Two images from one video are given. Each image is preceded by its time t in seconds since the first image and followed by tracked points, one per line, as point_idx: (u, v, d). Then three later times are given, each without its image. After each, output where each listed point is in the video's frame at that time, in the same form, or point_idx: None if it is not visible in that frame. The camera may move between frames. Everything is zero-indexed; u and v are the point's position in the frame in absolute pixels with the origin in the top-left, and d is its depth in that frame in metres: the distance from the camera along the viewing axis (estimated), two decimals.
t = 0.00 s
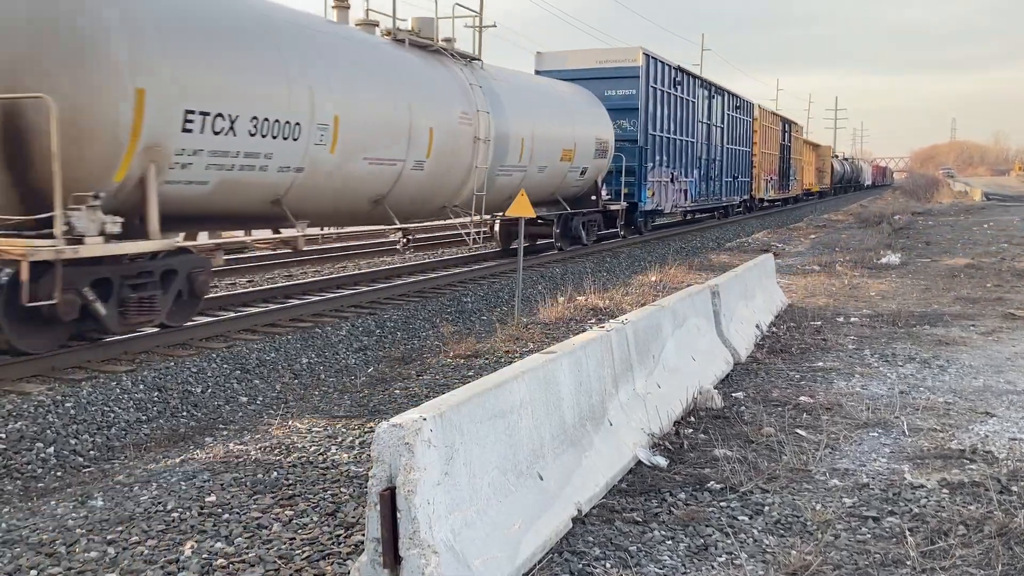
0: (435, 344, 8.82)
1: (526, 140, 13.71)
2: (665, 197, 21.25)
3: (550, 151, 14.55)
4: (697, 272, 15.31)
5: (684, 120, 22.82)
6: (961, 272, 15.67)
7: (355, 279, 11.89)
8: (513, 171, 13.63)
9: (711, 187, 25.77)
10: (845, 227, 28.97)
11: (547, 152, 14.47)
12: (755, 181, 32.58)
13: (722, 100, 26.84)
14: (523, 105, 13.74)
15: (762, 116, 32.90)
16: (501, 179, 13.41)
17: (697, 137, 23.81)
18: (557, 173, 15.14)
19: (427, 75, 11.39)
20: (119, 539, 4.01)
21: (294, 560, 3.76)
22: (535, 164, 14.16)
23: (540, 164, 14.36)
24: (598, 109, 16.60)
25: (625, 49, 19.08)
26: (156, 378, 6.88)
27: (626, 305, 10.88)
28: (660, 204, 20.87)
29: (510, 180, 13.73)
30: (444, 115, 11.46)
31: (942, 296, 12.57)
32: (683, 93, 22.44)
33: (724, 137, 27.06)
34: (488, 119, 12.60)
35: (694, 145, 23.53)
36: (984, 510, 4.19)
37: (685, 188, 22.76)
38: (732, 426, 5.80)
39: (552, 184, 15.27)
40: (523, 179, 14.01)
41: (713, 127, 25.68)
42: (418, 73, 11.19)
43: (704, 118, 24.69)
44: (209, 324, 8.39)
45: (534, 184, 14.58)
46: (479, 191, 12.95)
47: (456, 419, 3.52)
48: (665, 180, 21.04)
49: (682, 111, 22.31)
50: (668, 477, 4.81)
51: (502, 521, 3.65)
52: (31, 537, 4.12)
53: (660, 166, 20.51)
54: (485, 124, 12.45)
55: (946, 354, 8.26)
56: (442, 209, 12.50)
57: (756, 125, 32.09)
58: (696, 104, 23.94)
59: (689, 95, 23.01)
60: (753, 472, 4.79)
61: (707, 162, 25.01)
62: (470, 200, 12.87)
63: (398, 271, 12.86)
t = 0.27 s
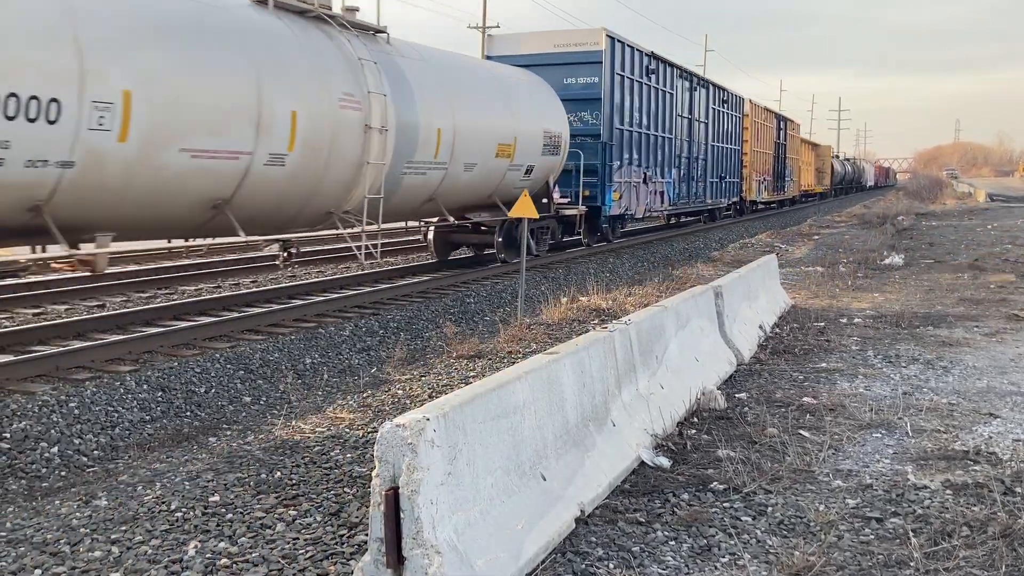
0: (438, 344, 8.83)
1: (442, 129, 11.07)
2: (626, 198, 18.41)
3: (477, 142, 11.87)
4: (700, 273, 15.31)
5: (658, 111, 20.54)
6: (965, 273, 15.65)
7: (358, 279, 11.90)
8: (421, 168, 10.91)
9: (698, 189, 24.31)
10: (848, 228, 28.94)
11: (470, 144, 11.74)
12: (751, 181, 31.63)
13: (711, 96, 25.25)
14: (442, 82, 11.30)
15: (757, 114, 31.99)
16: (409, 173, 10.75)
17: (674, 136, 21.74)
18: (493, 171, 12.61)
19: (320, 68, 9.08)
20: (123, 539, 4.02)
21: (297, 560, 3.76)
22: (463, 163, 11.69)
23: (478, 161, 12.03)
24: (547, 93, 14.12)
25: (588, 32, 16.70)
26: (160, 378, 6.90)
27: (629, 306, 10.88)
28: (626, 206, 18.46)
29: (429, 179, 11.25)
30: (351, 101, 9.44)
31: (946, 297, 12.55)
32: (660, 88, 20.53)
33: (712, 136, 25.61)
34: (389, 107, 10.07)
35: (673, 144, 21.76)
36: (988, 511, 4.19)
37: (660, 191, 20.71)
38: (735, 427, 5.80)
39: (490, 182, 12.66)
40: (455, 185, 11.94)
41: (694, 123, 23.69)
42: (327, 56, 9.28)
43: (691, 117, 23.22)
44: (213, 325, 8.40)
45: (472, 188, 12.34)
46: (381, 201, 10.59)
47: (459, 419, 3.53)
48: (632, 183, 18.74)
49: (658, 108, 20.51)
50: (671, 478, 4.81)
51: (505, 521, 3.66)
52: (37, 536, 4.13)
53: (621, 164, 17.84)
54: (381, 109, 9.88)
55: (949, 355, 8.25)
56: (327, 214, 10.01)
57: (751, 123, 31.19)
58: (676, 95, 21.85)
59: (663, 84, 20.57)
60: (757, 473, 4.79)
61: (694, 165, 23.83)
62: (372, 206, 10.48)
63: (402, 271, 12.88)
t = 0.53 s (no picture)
0: (442, 345, 8.83)
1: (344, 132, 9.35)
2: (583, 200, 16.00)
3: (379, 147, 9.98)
4: (704, 274, 15.29)
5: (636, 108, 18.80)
6: (970, 274, 15.63)
7: (362, 280, 11.92)
8: (279, 166, 8.69)
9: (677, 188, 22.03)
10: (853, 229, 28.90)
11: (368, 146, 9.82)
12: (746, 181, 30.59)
13: (692, 86, 22.94)
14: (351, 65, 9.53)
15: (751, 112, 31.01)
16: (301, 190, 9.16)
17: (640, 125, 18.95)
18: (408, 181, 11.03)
19: (223, 43, 7.91)
20: (128, 539, 4.03)
21: (301, 561, 3.77)
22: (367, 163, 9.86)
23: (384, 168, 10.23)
24: (491, 95, 12.44)
25: (536, 11, 14.37)
26: (165, 379, 6.92)
27: (633, 307, 10.87)
28: (594, 211, 16.65)
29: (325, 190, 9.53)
30: (163, 76, 7.24)
31: (951, 298, 12.52)
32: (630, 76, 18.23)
33: (697, 132, 23.53)
34: (222, 87, 7.82)
35: (647, 139, 19.49)
36: (993, 513, 4.18)
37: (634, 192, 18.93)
38: (739, 428, 5.80)
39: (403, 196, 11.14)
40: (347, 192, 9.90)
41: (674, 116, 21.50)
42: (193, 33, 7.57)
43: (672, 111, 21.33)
44: (217, 326, 8.42)
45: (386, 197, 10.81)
46: (273, 208, 9.08)
47: (463, 420, 3.53)
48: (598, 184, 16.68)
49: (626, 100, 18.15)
50: (675, 479, 4.81)
51: (509, 522, 3.66)
52: (42, 537, 4.15)
53: (579, 163, 15.62)
54: (263, 96, 8.26)
55: (954, 356, 8.23)
56: (134, 225, 7.68)
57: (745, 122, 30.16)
58: (658, 93, 20.26)
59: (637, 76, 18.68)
60: (761, 474, 4.79)
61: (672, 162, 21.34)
62: (268, 210, 9.05)
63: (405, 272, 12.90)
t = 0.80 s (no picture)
0: (446, 347, 8.84)
1: (218, 128, 7.64)
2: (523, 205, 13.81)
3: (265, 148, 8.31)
4: (709, 275, 15.28)
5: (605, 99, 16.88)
6: (975, 275, 15.60)
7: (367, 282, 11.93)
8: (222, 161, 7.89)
9: (648, 191, 19.37)
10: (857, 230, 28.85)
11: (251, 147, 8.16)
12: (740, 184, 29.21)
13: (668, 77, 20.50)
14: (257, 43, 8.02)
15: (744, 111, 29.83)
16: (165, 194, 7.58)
17: (603, 120, 16.75)
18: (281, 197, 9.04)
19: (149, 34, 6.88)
20: (133, 541, 4.04)
21: (306, 562, 3.77)
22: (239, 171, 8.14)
23: (266, 179, 8.49)
24: (394, 77, 10.05)
25: None
26: (170, 380, 6.93)
27: (638, 309, 10.86)
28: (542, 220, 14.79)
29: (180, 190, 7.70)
30: None
31: (956, 300, 12.49)
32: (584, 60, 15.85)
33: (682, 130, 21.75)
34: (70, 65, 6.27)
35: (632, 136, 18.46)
36: (999, 516, 4.16)
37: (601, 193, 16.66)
38: (744, 430, 5.79)
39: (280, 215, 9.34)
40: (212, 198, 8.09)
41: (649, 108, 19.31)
42: (31, 0, 6.06)
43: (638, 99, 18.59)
44: (222, 328, 8.44)
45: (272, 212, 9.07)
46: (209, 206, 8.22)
47: (468, 422, 3.53)
48: (548, 192, 14.71)
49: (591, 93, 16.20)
50: (680, 481, 4.80)
51: (514, 524, 3.66)
52: (47, 538, 4.16)
53: (519, 162, 13.62)
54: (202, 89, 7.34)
55: (960, 358, 8.21)
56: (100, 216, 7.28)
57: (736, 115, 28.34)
58: (622, 76, 17.54)
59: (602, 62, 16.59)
60: (766, 477, 4.78)
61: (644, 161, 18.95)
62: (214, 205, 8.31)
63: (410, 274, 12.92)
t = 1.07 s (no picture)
0: (450, 349, 8.84)
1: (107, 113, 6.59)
2: (438, 212, 11.64)
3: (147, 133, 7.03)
4: (713, 277, 15.27)
5: (554, 90, 14.85)
6: (980, 277, 15.55)
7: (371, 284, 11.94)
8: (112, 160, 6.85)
9: (610, 194, 17.37)
10: (861, 232, 28.79)
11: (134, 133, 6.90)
12: (728, 186, 27.01)
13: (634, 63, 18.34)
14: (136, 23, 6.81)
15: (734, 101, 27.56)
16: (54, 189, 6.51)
17: (529, 105, 14.05)
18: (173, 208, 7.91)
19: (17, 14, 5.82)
20: (138, 543, 4.05)
21: (311, 564, 3.78)
22: (114, 164, 6.88)
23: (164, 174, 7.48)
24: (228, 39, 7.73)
25: None
26: (174, 383, 6.95)
27: (642, 311, 10.85)
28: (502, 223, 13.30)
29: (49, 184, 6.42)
30: None
31: (961, 302, 12.46)
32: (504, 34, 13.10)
33: (650, 122, 19.31)
34: None
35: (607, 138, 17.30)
36: (1005, 518, 4.15)
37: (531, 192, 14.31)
38: (749, 432, 5.78)
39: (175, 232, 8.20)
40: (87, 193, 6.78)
41: (610, 100, 17.09)
42: None
43: (584, 88, 15.99)
44: (226, 330, 8.46)
45: (163, 217, 7.89)
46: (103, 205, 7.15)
47: (472, 424, 3.53)
48: (474, 199, 12.55)
49: (535, 80, 14.18)
50: (685, 483, 4.79)
51: (519, 526, 3.66)
52: (53, 540, 4.16)
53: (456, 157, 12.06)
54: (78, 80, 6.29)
55: (965, 360, 8.19)
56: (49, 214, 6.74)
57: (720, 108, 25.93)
58: (556, 62, 14.79)
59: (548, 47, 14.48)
60: (771, 479, 4.77)
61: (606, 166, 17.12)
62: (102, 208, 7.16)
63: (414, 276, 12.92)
